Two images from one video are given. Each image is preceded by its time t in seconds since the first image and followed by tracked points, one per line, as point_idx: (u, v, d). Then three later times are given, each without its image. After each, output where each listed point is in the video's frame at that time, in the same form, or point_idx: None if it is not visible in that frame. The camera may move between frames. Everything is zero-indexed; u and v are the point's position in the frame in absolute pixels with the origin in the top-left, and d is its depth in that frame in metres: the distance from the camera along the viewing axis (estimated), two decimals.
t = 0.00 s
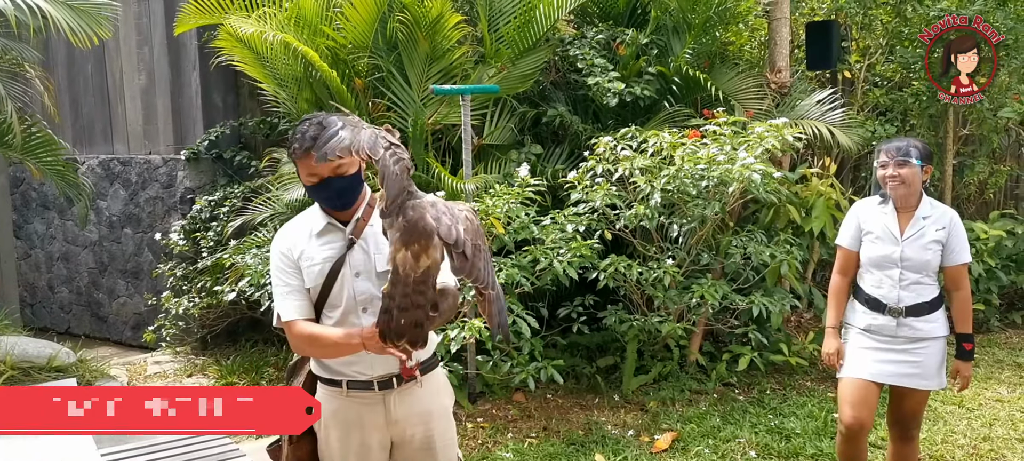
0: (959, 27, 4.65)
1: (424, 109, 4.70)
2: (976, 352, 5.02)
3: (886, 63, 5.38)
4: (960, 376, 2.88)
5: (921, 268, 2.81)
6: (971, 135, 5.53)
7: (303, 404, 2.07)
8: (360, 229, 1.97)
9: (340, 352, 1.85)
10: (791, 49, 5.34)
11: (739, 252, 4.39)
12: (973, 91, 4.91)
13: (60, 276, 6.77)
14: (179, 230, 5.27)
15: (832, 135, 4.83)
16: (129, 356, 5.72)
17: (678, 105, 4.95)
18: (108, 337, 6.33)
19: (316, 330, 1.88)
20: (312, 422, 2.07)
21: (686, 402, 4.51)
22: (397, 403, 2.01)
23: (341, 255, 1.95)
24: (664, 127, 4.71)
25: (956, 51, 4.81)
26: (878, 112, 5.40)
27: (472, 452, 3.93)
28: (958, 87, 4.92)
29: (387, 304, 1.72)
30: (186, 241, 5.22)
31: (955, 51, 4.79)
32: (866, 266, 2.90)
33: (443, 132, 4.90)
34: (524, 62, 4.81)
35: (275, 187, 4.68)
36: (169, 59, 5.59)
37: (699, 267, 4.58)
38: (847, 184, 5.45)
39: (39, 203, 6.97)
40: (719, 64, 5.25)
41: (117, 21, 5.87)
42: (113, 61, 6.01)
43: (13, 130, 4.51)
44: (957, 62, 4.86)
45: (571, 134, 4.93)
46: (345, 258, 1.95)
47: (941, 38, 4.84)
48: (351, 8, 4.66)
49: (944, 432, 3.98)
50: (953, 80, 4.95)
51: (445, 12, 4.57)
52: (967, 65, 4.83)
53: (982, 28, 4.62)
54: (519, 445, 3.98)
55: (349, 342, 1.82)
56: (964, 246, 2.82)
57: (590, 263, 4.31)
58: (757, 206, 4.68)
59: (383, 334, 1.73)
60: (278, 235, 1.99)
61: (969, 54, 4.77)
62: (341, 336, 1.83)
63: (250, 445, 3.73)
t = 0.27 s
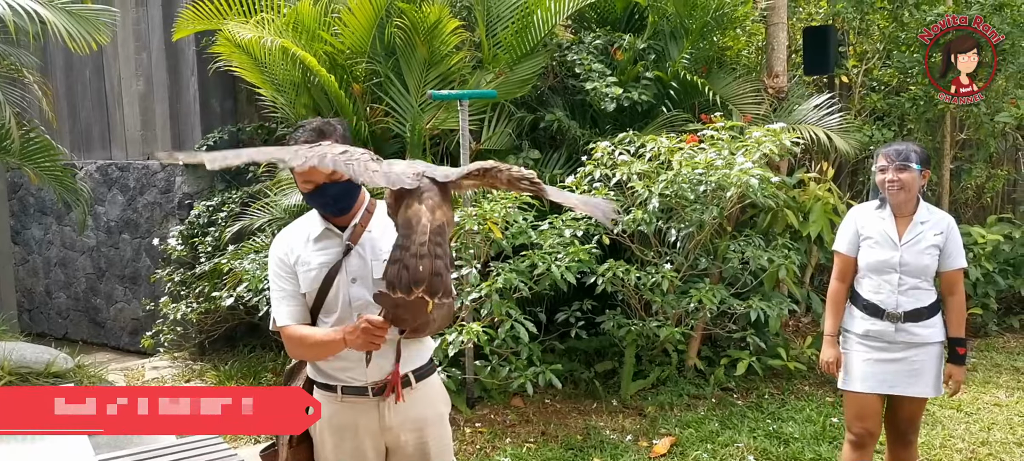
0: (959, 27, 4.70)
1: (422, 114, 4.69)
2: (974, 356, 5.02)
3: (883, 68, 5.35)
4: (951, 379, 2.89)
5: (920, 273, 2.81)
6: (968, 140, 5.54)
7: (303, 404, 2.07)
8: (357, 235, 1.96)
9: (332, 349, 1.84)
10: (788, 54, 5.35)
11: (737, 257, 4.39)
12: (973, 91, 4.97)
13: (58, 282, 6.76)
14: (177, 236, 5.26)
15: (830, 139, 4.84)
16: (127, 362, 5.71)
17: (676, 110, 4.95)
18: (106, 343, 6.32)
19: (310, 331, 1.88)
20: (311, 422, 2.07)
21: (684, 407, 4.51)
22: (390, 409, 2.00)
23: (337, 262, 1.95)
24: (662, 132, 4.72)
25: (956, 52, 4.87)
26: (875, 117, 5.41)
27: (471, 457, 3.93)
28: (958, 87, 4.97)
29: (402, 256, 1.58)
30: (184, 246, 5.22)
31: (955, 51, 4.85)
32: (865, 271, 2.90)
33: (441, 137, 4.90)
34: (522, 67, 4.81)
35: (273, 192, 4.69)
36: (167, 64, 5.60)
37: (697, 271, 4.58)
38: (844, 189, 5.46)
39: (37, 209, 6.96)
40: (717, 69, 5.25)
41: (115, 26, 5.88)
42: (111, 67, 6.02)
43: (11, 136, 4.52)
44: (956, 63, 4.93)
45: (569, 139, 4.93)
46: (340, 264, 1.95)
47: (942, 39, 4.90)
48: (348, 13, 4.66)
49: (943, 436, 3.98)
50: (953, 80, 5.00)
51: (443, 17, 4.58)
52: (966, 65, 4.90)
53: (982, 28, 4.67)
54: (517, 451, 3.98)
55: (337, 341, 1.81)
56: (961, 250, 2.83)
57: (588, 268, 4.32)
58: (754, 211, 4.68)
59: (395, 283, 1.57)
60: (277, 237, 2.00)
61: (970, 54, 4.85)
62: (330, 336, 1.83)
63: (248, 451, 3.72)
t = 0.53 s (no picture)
0: (960, 27, 4.70)
1: (424, 116, 4.70)
2: (976, 358, 5.02)
3: (885, 70, 5.35)
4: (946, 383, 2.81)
5: (916, 275, 2.81)
6: (970, 142, 5.54)
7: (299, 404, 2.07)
8: (357, 234, 1.98)
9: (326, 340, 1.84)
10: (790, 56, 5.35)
11: (738, 258, 4.40)
12: (973, 91, 4.94)
13: (61, 284, 6.78)
14: (179, 237, 5.28)
15: (831, 141, 4.84)
16: (130, 363, 5.72)
17: (678, 112, 4.96)
18: (109, 345, 6.33)
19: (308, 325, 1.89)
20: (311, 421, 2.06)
21: (686, 408, 4.51)
22: (392, 409, 2.01)
23: (338, 261, 1.96)
24: (663, 133, 4.73)
25: (956, 52, 4.88)
26: (877, 119, 5.40)
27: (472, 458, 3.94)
28: (958, 87, 4.94)
29: (392, 297, 1.66)
30: (187, 248, 5.23)
31: (955, 51, 4.86)
32: (864, 273, 2.91)
33: (443, 139, 4.92)
34: (524, 69, 4.83)
35: (276, 194, 4.70)
36: (170, 67, 5.62)
37: (699, 273, 4.58)
38: (846, 191, 5.46)
39: (40, 211, 6.98)
40: (718, 71, 5.25)
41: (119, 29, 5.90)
42: (114, 69, 6.04)
43: (15, 138, 4.55)
44: (956, 63, 4.92)
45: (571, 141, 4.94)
46: (341, 262, 1.96)
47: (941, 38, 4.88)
48: (350, 16, 4.68)
49: (944, 438, 3.98)
50: (954, 80, 4.98)
51: (445, 19, 4.60)
52: (966, 65, 4.89)
53: (982, 28, 4.69)
54: (519, 452, 3.98)
55: (333, 329, 1.82)
56: (961, 251, 2.80)
57: (589, 270, 4.32)
58: (756, 213, 4.69)
59: (391, 326, 1.66)
60: (276, 238, 2.00)
61: (970, 54, 4.85)
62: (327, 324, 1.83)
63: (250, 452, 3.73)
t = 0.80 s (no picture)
0: (959, 27, 4.75)
1: (429, 116, 4.70)
2: (982, 359, 5.00)
3: (891, 70, 5.32)
4: (952, 382, 2.78)
5: (921, 275, 2.80)
6: (976, 143, 5.52)
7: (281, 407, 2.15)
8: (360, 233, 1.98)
9: (322, 329, 1.85)
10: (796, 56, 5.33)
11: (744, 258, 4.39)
12: (973, 91, 5.03)
13: (66, 282, 6.80)
14: (185, 237, 5.29)
15: (837, 141, 4.83)
16: (135, 362, 5.73)
17: (683, 112, 4.95)
18: (114, 343, 6.35)
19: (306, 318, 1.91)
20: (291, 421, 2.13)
21: (691, 409, 4.50)
22: (393, 409, 2.01)
23: (340, 258, 1.97)
24: (669, 133, 4.72)
25: (956, 52, 4.94)
26: (883, 119, 5.39)
27: (477, 458, 3.94)
28: (958, 87, 5.03)
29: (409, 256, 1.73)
30: (192, 247, 5.24)
31: (955, 51, 4.91)
32: (869, 273, 2.91)
33: (448, 139, 4.92)
34: (530, 69, 4.84)
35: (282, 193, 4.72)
36: (175, 66, 5.63)
37: (704, 273, 4.57)
38: (852, 191, 5.44)
39: (46, 210, 7.00)
40: (724, 71, 5.25)
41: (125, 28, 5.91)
42: (120, 69, 6.05)
43: (21, 136, 4.56)
44: (956, 63, 4.99)
45: (576, 141, 4.94)
46: (343, 260, 1.97)
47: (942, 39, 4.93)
48: (356, 15, 4.68)
49: (951, 439, 3.96)
50: (953, 80, 5.06)
51: (451, 19, 4.60)
52: (966, 65, 4.97)
53: (982, 28, 4.75)
54: (524, 451, 3.98)
55: (328, 318, 1.82)
56: (967, 251, 2.78)
57: (594, 269, 4.32)
58: (761, 213, 4.68)
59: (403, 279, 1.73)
60: (280, 236, 2.02)
61: (970, 54, 4.91)
62: (323, 314, 1.84)
63: (255, 450, 3.73)
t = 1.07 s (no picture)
0: (960, 26, 4.71)
1: (432, 115, 4.71)
2: (987, 356, 4.98)
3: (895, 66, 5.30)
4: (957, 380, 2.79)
5: (928, 272, 2.80)
6: (981, 139, 5.50)
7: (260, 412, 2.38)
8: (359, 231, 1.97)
9: (320, 334, 1.86)
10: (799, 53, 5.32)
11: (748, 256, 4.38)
12: (973, 91, 5.01)
13: (70, 281, 6.81)
14: (188, 235, 5.29)
15: (841, 138, 4.82)
16: (139, 361, 5.74)
17: (686, 109, 4.94)
18: (118, 342, 6.36)
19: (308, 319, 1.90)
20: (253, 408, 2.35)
21: (694, 407, 4.50)
22: (396, 406, 2.00)
23: (337, 258, 1.96)
24: (672, 131, 4.71)
25: (956, 52, 4.90)
26: (887, 116, 5.37)
27: (481, 456, 3.94)
28: (958, 87, 5.00)
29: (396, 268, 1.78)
30: (196, 246, 5.25)
31: (955, 51, 4.88)
32: (874, 271, 2.90)
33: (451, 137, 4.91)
34: (533, 66, 4.81)
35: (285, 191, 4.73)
36: (178, 65, 5.62)
37: (708, 271, 4.57)
38: (856, 188, 5.43)
39: (50, 209, 7.00)
40: (727, 68, 5.23)
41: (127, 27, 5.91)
42: (122, 67, 6.05)
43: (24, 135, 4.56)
44: (956, 63, 4.96)
45: (579, 139, 4.93)
46: (340, 260, 1.96)
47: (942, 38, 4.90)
48: (358, 13, 4.68)
49: (955, 436, 3.96)
50: (953, 80, 5.04)
51: (454, 17, 4.60)
52: (967, 65, 4.94)
53: (982, 28, 4.71)
54: (527, 449, 3.98)
55: (330, 323, 1.82)
56: (972, 249, 2.78)
57: (598, 267, 4.32)
58: (765, 210, 4.67)
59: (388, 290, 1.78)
60: (280, 237, 2.02)
61: (970, 54, 4.88)
62: (324, 317, 1.83)
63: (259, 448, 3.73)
